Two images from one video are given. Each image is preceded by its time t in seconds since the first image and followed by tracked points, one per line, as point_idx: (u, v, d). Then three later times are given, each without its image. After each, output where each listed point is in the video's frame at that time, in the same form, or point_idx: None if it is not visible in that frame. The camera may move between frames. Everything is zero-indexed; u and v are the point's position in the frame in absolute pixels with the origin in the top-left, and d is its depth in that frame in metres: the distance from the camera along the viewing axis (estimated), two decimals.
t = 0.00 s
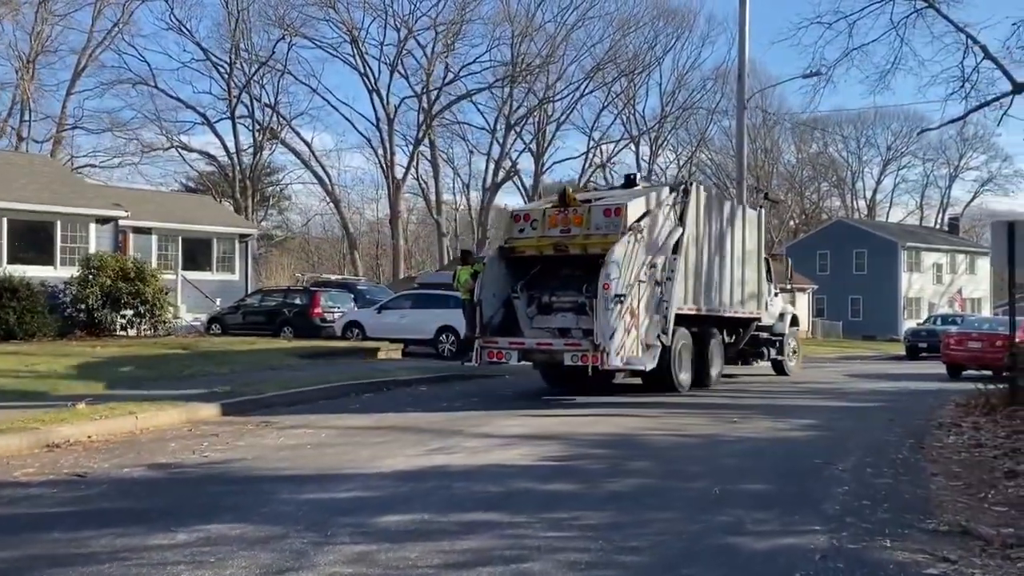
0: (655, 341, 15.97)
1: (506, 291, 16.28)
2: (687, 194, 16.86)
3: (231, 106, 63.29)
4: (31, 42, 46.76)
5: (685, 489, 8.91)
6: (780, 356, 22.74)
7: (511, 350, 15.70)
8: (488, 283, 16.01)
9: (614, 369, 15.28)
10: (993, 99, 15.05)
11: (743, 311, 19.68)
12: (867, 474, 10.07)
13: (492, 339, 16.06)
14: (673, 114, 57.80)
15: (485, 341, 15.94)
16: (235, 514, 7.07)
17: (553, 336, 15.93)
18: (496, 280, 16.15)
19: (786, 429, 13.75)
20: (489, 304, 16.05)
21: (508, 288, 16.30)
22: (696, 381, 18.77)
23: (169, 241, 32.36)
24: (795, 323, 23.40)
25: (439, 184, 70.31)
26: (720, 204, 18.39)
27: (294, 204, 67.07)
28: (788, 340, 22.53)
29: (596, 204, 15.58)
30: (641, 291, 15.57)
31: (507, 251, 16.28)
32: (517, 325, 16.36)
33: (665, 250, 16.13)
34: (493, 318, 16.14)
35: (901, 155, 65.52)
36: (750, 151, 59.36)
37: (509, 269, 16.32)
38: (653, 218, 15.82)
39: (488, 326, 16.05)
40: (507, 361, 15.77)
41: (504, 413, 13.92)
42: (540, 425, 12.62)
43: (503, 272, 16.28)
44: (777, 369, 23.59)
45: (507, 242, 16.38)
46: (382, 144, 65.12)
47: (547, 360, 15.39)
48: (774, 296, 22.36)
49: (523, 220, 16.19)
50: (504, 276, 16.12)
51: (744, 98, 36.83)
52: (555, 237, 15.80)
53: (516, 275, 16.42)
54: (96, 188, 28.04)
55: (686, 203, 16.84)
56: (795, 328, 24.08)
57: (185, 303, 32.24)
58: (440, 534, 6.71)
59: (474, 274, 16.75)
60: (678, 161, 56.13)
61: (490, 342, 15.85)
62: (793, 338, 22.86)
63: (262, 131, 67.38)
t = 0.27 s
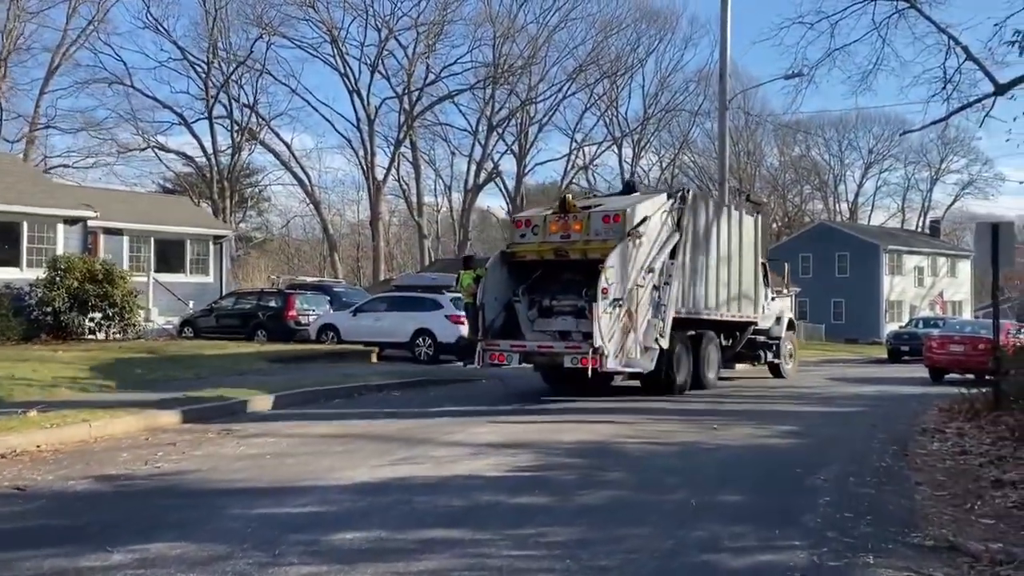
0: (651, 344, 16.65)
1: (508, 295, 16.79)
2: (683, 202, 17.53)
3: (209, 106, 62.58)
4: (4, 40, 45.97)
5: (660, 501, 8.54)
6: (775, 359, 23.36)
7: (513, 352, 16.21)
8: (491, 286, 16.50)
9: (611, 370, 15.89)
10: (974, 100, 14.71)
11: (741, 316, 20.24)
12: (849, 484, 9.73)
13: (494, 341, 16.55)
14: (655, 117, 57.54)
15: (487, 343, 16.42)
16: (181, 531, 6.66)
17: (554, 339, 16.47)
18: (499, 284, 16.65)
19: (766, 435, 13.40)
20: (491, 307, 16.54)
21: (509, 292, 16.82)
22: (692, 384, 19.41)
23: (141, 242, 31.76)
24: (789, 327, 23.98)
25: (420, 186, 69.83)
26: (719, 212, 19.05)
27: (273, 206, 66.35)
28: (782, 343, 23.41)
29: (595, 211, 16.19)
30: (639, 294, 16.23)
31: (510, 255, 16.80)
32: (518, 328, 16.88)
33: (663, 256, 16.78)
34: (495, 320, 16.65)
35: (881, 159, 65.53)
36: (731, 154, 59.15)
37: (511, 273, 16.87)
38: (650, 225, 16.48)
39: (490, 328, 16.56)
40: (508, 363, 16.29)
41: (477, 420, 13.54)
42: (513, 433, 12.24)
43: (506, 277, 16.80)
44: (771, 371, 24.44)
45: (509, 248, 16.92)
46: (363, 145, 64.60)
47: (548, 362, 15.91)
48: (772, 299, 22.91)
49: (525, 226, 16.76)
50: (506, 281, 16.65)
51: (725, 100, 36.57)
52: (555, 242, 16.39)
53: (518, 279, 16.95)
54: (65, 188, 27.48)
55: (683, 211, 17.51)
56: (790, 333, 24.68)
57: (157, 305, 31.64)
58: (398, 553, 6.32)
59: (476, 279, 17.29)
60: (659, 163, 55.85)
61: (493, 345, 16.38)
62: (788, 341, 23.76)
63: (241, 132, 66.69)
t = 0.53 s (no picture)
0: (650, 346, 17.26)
1: (511, 299, 17.42)
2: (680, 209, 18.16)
3: (189, 105, 62.00)
4: None
5: (637, 513, 8.20)
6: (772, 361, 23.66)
7: (516, 354, 16.80)
8: (494, 290, 17.13)
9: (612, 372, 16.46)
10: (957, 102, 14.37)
11: (739, 319, 20.46)
12: (833, 494, 9.41)
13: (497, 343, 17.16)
14: (638, 119, 57.35)
15: (491, 346, 17.01)
16: (129, 551, 6.28)
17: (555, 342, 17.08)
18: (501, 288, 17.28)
19: (748, 441, 13.10)
20: (494, 310, 17.16)
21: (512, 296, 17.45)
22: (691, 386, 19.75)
23: (115, 243, 31.27)
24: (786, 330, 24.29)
25: (402, 187, 69.45)
26: (715, 215, 19.32)
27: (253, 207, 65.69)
28: (779, 345, 23.61)
29: (596, 217, 16.76)
30: (638, 298, 16.83)
31: (513, 261, 17.44)
32: (520, 331, 17.52)
33: (660, 262, 17.40)
34: (499, 323, 17.26)
35: (863, 162, 65.58)
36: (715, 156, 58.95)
37: (513, 278, 17.51)
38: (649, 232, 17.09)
39: (494, 331, 17.16)
40: (511, 364, 16.89)
41: (453, 426, 13.19)
42: (488, 439, 11.89)
43: (509, 282, 17.44)
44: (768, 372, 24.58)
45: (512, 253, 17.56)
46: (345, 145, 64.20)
47: (549, 363, 16.48)
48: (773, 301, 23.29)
49: (528, 232, 17.36)
50: (510, 285, 17.28)
51: (708, 100, 36.31)
52: (557, 247, 16.97)
53: (521, 283, 17.60)
54: (38, 187, 26.97)
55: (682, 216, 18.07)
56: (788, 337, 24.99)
57: (132, 307, 31.17)
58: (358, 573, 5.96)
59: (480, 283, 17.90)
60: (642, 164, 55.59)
61: (496, 347, 16.97)
62: (785, 343, 23.95)
63: (222, 131, 66.13)
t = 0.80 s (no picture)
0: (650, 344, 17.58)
1: (515, 298, 17.75)
2: (680, 210, 18.53)
3: (168, 102, 61.29)
4: None
5: (616, 520, 7.78)
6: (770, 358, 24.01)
7: (518, 352, 17.09)
8: (497, 289, 17.48)
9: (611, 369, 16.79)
10: (939, 102, 14.00)
11: (735, 318, 20.86)
12: (822, 498, 9.01)
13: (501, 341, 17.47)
14: (622, 118, 57.05)
15: (494, 345, 17.32)
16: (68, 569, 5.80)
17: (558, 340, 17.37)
18: (505, 287, 17.63)
19: (732, 442, 12.73)
20: (498, 309, 17.49)
21: (516, 295, 17.77)
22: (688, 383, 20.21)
23: (89, 240, 30.68)
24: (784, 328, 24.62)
25: (384, 185, 68.96)
26: (713, 217, 19.68)
27: (233, 207, 64.98)
28: (776, 344, 23.86)
29: (596, 218, 17.24)
30: (638, 297, 17.21)
31: (516, 261, 17.81)
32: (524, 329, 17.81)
33: (660, 262, 17.78)
34: (502, 321, 17.58)
35: (846, 162, 65.52)
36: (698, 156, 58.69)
37: (518, 278, 17.84)
38: (648, 232, 17.49)
39: (497, 329, 17.48)
40: (514, 363, 17.14)
41: (427, 428, 12.76)
42: (464, 442, 11.45)
43: (513, 281, 17.78)
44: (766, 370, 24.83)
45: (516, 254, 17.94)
46: (326, 143, 63.63)
47: (551, 361, 16.72)
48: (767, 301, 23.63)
49: (532, 234, 17.81)
50: (513, 284, 17.62)
51: (691, 97, 35.98)
52: (558, 249, 17.44)
53: (525, 283, 17.93)
54: (9, 184, 26.37)
55: (681, 218, 18.43)
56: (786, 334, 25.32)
57: (107, 305, 30.58)
58: None
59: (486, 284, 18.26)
60: (625, 164, 55.26)
61: (500, 345, 17.27)
62: (783, 342, 24.20)
63: (202, 129, 65.43)
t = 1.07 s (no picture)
0: (650, 346, 18.31)
1: (517, 302, 18.53)
2: (677, 215, 19.24)
3: (146, 99, 60.54)
4: None
5: (592, 537, 7.38)
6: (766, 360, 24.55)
7: (521, 353, 17.89)
8: (501, 294, 18.25)
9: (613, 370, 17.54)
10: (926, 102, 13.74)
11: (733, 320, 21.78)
12: (808, 512, 8.64)
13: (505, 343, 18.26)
14: (606, 118, 56.73)
15: (498, 347, 18.12)
16: None
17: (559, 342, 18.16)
18: (508, 292, 18.40)
19: (716, 450, 12.33)
20: (501, 312, 18.26)
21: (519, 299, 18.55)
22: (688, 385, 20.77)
23: (61, 240, 30.09)
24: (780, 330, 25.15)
25: (366, 184, 68.40)
26: (706, 220, 20.34)
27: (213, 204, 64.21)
28: (774, 346, 24.50)
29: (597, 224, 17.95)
30: (638, 301, 17.92)
31: (519, 266, 18.56)
32: (526, 331, 18.63)
33: (659, 266, 18.49)
34: (505, 324, 18.37)
35: (829, 163, 65.42)
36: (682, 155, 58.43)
37: (520, 282, 18.62)
38: (647, 238, 18.19)
39: (500, 332, 18.27)
40: (517, 364, 17.98)
41: (401, 436, 12.35)
42: (436, 451, 11.04)
43: (516, 285, 18.57)
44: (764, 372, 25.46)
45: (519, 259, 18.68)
46: (308, 141, 63.02)
47: (553, 363, 17.56)
48: (762, 303, 24.20)
49: (535, 239, 18.50)
50: (517, 288, 18.39)
51: (675, 97, 35.72)
52: (560, 253, 18.12)
53: (527, 286, 18.72)
54: None
55: (678, 224, 19.14)
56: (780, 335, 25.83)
57: (79, 306, 30.00)
58: None
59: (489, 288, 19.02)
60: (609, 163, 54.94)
61: (503, 347, 18.08)
62: (780, 344, 24.87)
63: (180, 127, 64.69)
